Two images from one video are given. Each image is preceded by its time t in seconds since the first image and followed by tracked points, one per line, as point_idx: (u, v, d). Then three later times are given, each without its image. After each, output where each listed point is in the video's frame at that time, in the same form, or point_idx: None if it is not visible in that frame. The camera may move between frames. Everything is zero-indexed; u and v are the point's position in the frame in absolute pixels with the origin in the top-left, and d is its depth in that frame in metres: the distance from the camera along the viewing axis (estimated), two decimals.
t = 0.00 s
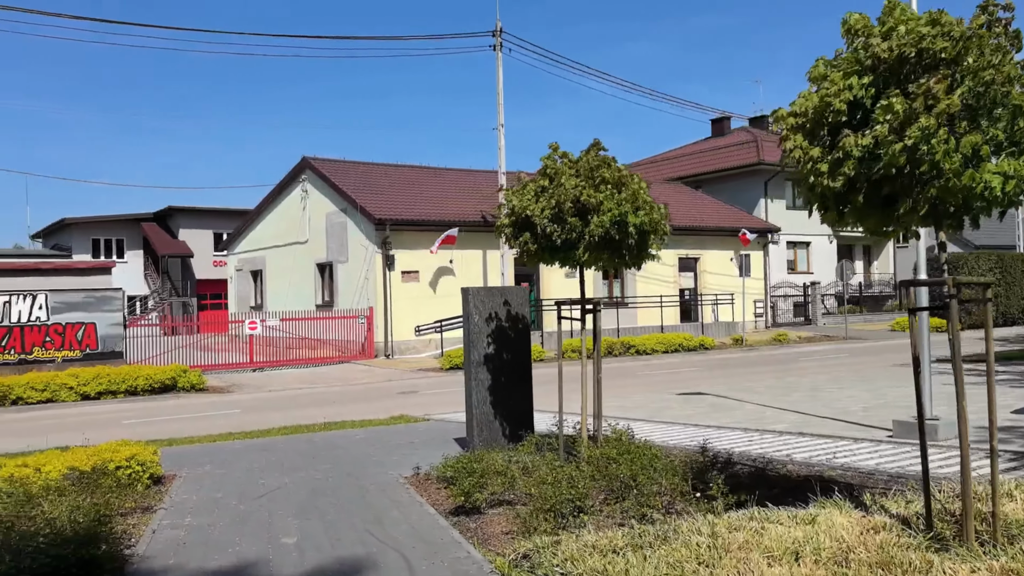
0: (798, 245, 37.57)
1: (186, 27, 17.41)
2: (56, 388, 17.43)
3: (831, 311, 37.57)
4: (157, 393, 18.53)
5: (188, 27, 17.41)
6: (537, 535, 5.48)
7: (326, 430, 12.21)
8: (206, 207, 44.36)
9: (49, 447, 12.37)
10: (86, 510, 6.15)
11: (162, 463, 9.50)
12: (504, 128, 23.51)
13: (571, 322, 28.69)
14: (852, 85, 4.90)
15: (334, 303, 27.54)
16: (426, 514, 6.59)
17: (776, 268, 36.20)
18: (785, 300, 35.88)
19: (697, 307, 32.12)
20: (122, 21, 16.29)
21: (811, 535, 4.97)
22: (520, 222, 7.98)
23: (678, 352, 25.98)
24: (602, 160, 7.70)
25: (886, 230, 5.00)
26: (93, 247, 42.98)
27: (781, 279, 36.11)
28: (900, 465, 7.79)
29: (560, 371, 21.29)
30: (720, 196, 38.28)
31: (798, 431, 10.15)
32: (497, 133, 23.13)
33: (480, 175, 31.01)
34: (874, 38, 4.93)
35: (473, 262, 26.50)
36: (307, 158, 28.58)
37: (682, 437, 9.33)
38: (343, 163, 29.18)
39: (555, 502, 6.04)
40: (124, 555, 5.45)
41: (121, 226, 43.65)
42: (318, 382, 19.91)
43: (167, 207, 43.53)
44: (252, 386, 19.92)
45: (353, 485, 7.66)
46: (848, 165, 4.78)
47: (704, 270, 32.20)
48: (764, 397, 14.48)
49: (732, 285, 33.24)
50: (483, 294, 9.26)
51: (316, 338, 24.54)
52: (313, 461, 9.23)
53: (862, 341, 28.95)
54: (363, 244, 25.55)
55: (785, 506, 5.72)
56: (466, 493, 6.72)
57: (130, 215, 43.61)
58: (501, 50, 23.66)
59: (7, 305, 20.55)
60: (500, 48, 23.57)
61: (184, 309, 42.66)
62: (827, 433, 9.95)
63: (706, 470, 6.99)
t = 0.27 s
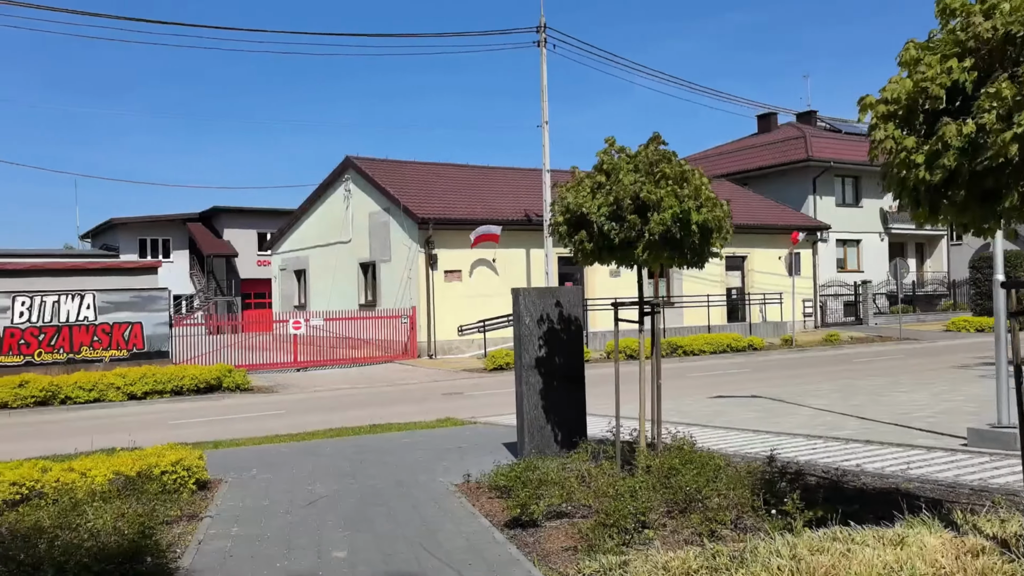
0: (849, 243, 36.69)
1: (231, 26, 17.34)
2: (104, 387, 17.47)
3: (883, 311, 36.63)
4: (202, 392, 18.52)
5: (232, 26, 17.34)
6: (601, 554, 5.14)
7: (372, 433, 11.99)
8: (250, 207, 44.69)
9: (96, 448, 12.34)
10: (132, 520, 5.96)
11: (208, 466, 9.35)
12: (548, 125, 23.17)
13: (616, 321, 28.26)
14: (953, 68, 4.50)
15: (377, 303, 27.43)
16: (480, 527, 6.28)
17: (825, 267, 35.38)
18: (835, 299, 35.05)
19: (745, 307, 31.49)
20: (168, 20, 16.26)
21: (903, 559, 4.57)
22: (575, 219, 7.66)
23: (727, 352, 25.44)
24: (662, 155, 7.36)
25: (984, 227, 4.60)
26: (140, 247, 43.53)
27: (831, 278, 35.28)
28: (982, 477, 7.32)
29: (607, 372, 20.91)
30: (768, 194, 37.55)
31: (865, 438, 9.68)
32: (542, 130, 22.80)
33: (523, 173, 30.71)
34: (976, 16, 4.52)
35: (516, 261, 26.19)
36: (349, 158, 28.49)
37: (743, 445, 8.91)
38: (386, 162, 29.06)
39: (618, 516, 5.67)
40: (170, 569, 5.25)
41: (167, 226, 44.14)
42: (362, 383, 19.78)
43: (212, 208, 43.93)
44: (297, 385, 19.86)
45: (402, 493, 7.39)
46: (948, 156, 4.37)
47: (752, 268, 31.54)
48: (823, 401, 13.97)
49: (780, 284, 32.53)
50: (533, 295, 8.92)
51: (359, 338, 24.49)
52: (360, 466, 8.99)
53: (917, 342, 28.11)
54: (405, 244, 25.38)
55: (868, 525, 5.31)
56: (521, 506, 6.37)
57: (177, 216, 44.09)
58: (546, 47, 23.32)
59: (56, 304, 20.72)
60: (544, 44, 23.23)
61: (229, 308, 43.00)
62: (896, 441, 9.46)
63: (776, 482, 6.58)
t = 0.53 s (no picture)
0: (905, 240, 35.64)
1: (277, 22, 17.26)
2: (152, 384, 17.45)
3: (941, 310, 35.53)
4: (249, 390, 18.48)
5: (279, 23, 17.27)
6: (669, 569, 4.77)
7: (419, 433, 11.72)
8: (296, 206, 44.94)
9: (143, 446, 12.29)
10: (177, 524, 5.78)
11: (254, 466, 9.17)
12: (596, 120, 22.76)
13: (665, 320, 27.73)
14: None
15: (422, 301, 27.27)
16: (535, 535, 5.96)
17: (880, 264, 34.41)
18: (890, 297, 34.06)
19: (797, 306, 30.72)
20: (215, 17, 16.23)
21: None
22: (634, 212, 7.30)
23: (780, 352, 24.77)
24: (726, 144, 7.01)
25: None
26: (189, 246, 44.05)
27: (887, 276, 34.30)
28: None
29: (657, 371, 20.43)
30: (823, 189, 36.68)
31: (939, 443, 9.14)
32: (589, 126, 22.40)
33: (569, 170, 30.31)
34: None
35: (563, 258, 25.82)
36: (394, 156, 28.36)
37: (810, 451, 8.43)
38: (431, 159, 28.89)
39: (685, 528, 5.29)
40: None
41: (215, 226, 44.61)
42: (408, 381, 19.59)
43: (259, 207, 44.26)
44: (343, 384, 19.74)
45: (453, 497, 7.11)
46: None
47: (804, 266, 30.75)
48: (886, 403, 13.38)
49: (833, 282, 31.68)
50: (588, 291, 8.56)
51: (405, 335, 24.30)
52: (408, 467, 8.73)
53: (978, 342, 27.11)
54: (451, 242, 25.15)
55: (962, 541, 4.85)
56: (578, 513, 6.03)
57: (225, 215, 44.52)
58: (593, 40, 22.92)
59: (106, 302, 20.88)
60: (592, 37, 22.83)
61: (277, 306, 43.28)
62: (973, 447, 8.90)
63: (852, 491, 6.15)
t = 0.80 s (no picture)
0: (963, 237, 34.52)
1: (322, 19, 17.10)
2: (199, 383, 17.44)
3: (1001, 309, 34.34)
4: (295, 390, 18.39)
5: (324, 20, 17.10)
6: None
7: (467, 436, 11.43)
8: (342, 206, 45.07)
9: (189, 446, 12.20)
10: (221, 534, 5.55)
11: (300, 469, 8.96)
12: (644, 115, 22.27)
13: (716, 319, 27.15)
14: None
15: (467, 300, 27.01)
16: (595, 550, 5.60)
17: (938, 263, 33.36)
18: (949, 297, 33.02)
19: (852, 305, 29.89)
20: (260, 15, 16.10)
21: None
22: (697, 207, 6.91)
23: (835, 353, 24.05)
24: (797, 133, 6.60)
25: None
26: (237, 246, 44.42)
27: (945, 275, 33.26)
28: None
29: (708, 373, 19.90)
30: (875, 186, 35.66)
31: (1020, 452, 8.57)
32: (638, 121, 21.92)
33: (616, 167, 29.82)
34: None
35: (610, 256, 25.37)
36: (439, 154, 28.17)
37: (882, 462, 7.93)
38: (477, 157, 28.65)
39: (760, 547, 4.90)
40: None
41: (262, 225, 44.94)
42: (455, 381, 19.34)
43: (306, 206, 44.47)
44: (389, 384, 19.56)
45: (506, 507, 6.79)
46: None
47: (859, 264, 29.89)
48: (955, 407, 12.77)
49: (889, 281, 30.77)
50: (645, 291, 8.17)
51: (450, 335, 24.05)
52: (458, 472, 8.44)
53: None
54: (496, 241, 24.82)
55: None
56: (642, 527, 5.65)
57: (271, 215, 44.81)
58: (642, 34, 22.42)
59: (154, 301, 21.01)
60: (641, 31, 22.35)
61: (322, 305, 43.44)
62: None
63: (939, 509, 5.68)
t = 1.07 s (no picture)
0: None
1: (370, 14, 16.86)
2: (248, 381, 17.38)
3: None
4: (344, 388, 18.25)
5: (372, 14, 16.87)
6: None
7: (520, 437, 11.09)
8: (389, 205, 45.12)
9: (239, 445, 12.07)
10: (268, 539, 5.29)
11: (349, 470, 8.71)
12: (698, 109, 21.70)
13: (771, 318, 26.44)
14: None
15: (515, 299, 26.71)
16: (663, 562, 5.22)
17: (1003, 260, 32.16)
18: (1015, 295, 31.80)
19: (913, 304, 28.92)
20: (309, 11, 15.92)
21: None
22: (768, 196, 6.50)
23: (897, 353, 23.21)
24: (879, 115, 6.13)
25: None
26: (287, 245, 44.73)
27: (1011, 273, 32.04)
28: None
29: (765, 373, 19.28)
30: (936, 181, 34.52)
31: None
32: (691, 115, 21.36)
33: (667, 162, 29.23)
34: None
35: (661, 254, 24.85)
36: (487, 150, 27.91)
37: (967, 470, 7.39)
38: (525, 153, 28.31)
39: (850, 564, 4.46)
40: None
41: (311, 224, 45.19)
42: (504, 381, 19.02)
43: (354, 205, 44.60)
44: (438, 383, 19.32)
45: (565, 514, 6.43)
46: None
47: (921, 261, 28.89)
48: None
49: (952, 278, 29.71)
50: (710, 286, 7.76)
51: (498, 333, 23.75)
52: (512, 476, 8.10)
53: None
54: (545, 238, 24.46)
55: None
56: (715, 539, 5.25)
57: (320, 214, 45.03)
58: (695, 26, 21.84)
59: (205, 299, 21.03)
60: (694, 23, 21.77)
61: (371, 304, 43.52)
62: None
63: None
